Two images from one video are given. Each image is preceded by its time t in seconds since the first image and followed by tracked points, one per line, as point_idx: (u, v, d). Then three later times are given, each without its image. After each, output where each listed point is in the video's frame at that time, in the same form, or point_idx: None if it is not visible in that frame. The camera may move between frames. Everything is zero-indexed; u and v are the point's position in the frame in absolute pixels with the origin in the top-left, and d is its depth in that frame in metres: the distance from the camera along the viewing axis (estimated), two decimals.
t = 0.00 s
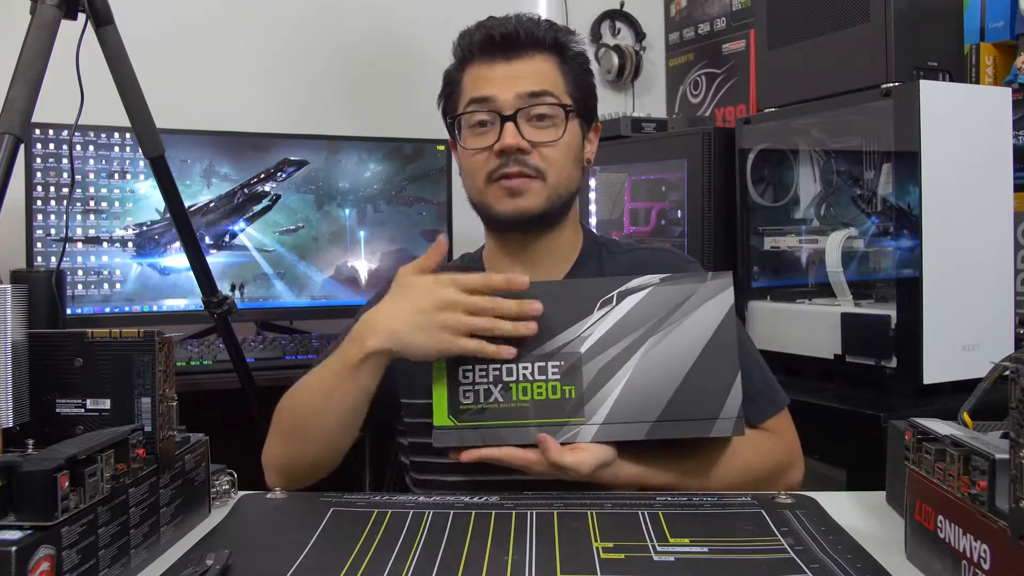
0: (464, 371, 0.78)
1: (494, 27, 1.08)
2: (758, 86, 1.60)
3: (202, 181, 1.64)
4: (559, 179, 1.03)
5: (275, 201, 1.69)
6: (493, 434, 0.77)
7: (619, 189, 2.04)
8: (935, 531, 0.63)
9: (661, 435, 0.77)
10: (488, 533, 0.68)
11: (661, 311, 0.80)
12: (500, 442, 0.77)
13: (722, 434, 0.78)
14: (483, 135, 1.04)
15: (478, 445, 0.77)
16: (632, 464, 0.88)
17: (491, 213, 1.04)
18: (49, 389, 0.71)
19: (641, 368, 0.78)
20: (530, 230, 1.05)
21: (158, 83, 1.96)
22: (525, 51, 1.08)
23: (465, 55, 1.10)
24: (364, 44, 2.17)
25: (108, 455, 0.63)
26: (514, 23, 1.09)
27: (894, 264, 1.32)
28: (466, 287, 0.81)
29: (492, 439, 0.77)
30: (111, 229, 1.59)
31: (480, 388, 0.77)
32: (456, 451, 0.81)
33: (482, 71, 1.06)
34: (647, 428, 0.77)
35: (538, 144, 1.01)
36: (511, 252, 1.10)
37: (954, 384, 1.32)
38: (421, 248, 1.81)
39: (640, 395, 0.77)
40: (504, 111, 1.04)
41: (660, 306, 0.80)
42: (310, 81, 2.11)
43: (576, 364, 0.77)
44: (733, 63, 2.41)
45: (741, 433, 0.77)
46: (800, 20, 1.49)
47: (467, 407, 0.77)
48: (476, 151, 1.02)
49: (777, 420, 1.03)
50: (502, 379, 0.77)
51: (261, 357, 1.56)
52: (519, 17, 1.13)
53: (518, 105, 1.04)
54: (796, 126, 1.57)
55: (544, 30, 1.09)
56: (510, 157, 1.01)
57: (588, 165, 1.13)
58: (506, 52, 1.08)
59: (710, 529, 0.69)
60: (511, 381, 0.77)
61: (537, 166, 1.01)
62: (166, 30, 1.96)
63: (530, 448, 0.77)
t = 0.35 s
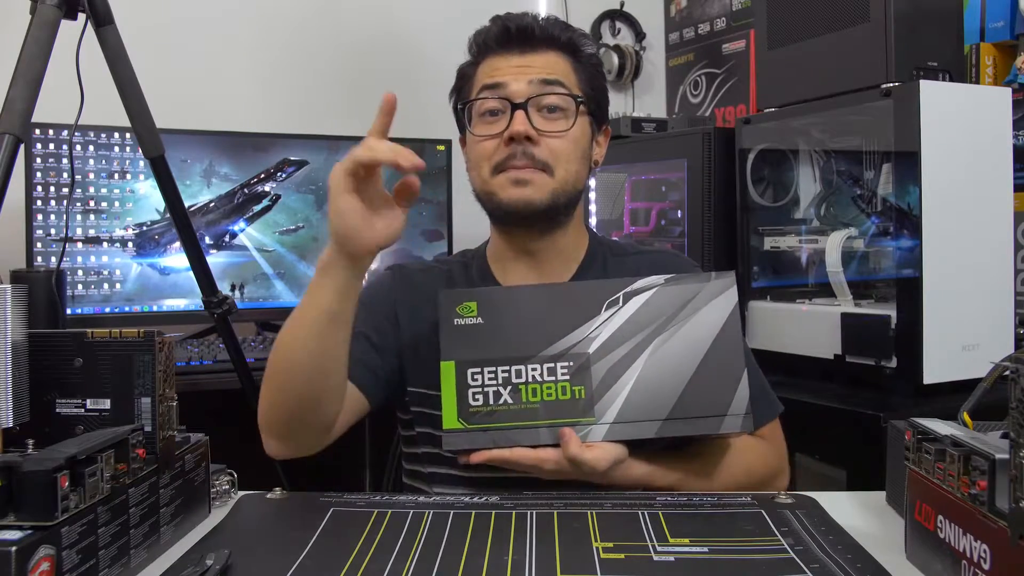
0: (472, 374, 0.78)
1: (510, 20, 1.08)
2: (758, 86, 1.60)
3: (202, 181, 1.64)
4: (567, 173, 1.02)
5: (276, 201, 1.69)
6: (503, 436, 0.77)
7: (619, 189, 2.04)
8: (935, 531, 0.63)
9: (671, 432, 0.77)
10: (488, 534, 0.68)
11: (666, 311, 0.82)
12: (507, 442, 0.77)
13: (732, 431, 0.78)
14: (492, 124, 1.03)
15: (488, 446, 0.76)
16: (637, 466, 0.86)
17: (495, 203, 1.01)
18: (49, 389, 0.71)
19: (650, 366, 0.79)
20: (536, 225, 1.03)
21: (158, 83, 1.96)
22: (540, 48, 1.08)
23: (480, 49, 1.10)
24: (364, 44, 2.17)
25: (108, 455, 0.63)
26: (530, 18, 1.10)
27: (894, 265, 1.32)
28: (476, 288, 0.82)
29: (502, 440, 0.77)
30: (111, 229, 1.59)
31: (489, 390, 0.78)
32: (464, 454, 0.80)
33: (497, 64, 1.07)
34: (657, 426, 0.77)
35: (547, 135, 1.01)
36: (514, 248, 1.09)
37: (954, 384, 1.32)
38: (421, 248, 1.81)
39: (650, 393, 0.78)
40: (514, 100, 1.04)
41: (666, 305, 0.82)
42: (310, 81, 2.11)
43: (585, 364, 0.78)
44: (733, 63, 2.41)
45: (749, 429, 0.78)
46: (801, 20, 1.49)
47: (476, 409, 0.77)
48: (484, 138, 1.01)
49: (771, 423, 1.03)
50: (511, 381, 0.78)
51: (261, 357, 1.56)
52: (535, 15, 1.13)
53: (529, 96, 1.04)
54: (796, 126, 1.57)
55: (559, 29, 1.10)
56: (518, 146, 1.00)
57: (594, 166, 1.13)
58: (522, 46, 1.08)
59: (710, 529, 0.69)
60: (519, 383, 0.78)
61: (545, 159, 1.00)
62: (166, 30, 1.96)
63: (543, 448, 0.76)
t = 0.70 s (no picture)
0: (499, 360, 0.73)
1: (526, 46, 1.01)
2: (758, 86, 1.60)
3: (202, 181, 1.64)
4: (587, 209, 1.05)
5: (276, 201, 1.69)
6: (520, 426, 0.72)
7: (619, 189, 2.04)
8: (935, 532, 0.63)
9: (683, 451, 0.75)
10: (488, 534, 0.68)
11: (696, 332, 0.78)
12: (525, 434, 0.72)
13: (740, 458, 0.75)
14: (512, 161, 1.02)
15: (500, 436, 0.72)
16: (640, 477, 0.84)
17: (513, 237, 1.07)
18: (49, 389, 0.71)
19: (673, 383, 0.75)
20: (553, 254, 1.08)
21: (158, 83, 1.96)
22: (560, 71, 1.01)
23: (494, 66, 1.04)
24: (364, 44, 2.17)
25: (108, 455, 0.63)
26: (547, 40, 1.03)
27: (894, 265, 1.32)
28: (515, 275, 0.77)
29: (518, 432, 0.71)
30: (111, 229, 1.59)
31: (513, 378, 0.73)
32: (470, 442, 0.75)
33: (512, 89, 1.01)
34: (671, 442, 0.74)
35: (570, 178, 1.01)
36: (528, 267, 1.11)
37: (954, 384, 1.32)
38: (421, 248, 1.81)
39: (669, 409, 0.75)
40: (535, 138, 1.01)
41: (697, 327, 0.78)
42: (310, 82, 2.11)
43: (610, 370, 0.74)
44: (733, 63, 2.41)
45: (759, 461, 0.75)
46: (801, 20, 1.49)
47: (497, 395, 0.73)
48: (503, 178, 1.02)
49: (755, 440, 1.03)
50: (536, 373, 0.73)
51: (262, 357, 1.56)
52: (551, 28, 1.06)
53: (552, 130, 1.00)
54: (796, 126, 1.57)
55: (579, 46, 1.04)
56: (539, 190, 1.01)
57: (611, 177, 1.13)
58: (540, 71, 1.01)
59: (710, 529, 0.69)
60: (545, 376, 0.73)
61: (566, 199, 1.02)
62: (166, 30, 1.96)
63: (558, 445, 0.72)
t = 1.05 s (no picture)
0: (501, 357, 0.77)
1: (511, 39, 1.05)
2: (758, 86, 1.60)
3: (202, 181, 1.64)
4: (577, 198, 1.05)
5: (276, 201, 1.69)
6: (522, 424, 0.75)
7: (619, 189, 2.04)
8: (935, 532, 0.63)
9: (687, 450, 0.76)
10: (488, 534, 0.68)
11: (702, 331, 0.80)
12: (526, 431, 0.75)
13: (746, 460, 0.77)
14: (501, 151, 1.03)
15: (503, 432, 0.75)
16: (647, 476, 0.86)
17: (506, 229, 1.06)
18: (49, 389, 0.71)
19: (678, 381, 0.77)
20: (547, 245, 1.07)
21: (158, 83, 1.96)
22: (544, 61, 1.04)
23: (478, 61, 1.07)
24: (364, 44, 2.17)
25: (108, 455, 0.63)
26: (530, 33, 1.06)
27: (894, 265, 1.33)
28: (520, 274, 0.82)
29: (518, 428, 0.75)
30: (111, 229, 1.59)
31: (516, 375, 0.77)
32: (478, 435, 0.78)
33: (498, 81, 1.04)
34: (675, 440, 0.76)
35: (558, 165, 1.02)
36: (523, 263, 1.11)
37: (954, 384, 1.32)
38: (421, 248, 1.81)
39: (673, 406, 0.76)
40: (522, 128, 1.03)
41: (703, 325, 0.80)
42: (310, 81, 2.11)
43: (613, 367, 0.77)
44: (733, 63, 2.41)
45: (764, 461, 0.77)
46: (801, 20, 1.49)
47: (499, 392, 0.76)
48: (494, 169, 1.03)
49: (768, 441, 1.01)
50: (539, 370, 0.77)
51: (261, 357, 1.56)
52: (532, 23, 1.09)
53: (537, 120, 1.02)
54: (796, 126, 1.57)
55: (562, 38, 1.06)
56: (527, 178, 1.02)
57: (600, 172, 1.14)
58: (523, 63, 1.04)
59: (710, 529, 0.69)
60: (548, 374, 0.77)
61: (556, 187, 1.03)
62: (166, 30, 1.96)
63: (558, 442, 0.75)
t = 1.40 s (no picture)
0: (491, 357, 0.78)
1: (479, 43, 1.05)
2: (758, 86, 1.60)
3: (202, 181, 1.64)
4: (559, 195, 1.04)
5: (276, 201, 1.69)
6: (514, 422, 0.76)
7: (619, 189, 2.04)
8: (935, 532, 0.63)
9: (681, 444, 0.76)
10: (488, 534, 0.68)
11: (691, 323, 0.80)
12: (519, 430, 0.76)
13: (742, 451, 0.76)
14: (478, 153, 1.04)
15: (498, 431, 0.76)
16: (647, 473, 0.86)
17: (492, 230, 1.06)
18: (49, 389, 0.71)
19: (669, 376, 0.77)
20: (534, 243, 1.06)
21: (158, 83, 1.96)
22: (516, 63, 1.04)
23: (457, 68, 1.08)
24: (364, 44, 2.17)
25: (108, 455, 0.63)
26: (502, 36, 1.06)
27: (895, 265, 1.33)
28: (507, 274, 0.82)
29: (512, 427, 0.76)
30: (111, 229, 1.59)
31: (506, 374, 0.77)
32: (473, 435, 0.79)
33: (473, 85, 1.05)
34: (669, 435, 0.76)
35: (534, 162, 1.02)
36: (514, 260, 1.10)
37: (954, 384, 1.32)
38: (421, 248, 1.81)
39: (665, 400, 0.76)
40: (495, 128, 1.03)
41: (693, 318, 0.80)
42: (310, 81, 2.11)
43: (604, 363, 0.77)
44: (733, 63, 2.41)
45: (760, 452, 0.76)
46: (801, 20, 1.49)
47: (490, 391, 0.77)
48: (474, 170, 1.03)
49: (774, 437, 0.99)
50: (528, 369, 0.77)
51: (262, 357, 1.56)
52: (506, 25, 1.10)
53: (509, 120, 1.03)
54: (796, 126, 1.57)
55: (535, 37, 1.06)
56: (505, 178, 1.02)
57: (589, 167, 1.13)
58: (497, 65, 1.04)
59: (710, 529, 0.69)
60: (538, 373, 0.77)
61: (534, 184, 1.02)
62: (166, 30, 1.96)
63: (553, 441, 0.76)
